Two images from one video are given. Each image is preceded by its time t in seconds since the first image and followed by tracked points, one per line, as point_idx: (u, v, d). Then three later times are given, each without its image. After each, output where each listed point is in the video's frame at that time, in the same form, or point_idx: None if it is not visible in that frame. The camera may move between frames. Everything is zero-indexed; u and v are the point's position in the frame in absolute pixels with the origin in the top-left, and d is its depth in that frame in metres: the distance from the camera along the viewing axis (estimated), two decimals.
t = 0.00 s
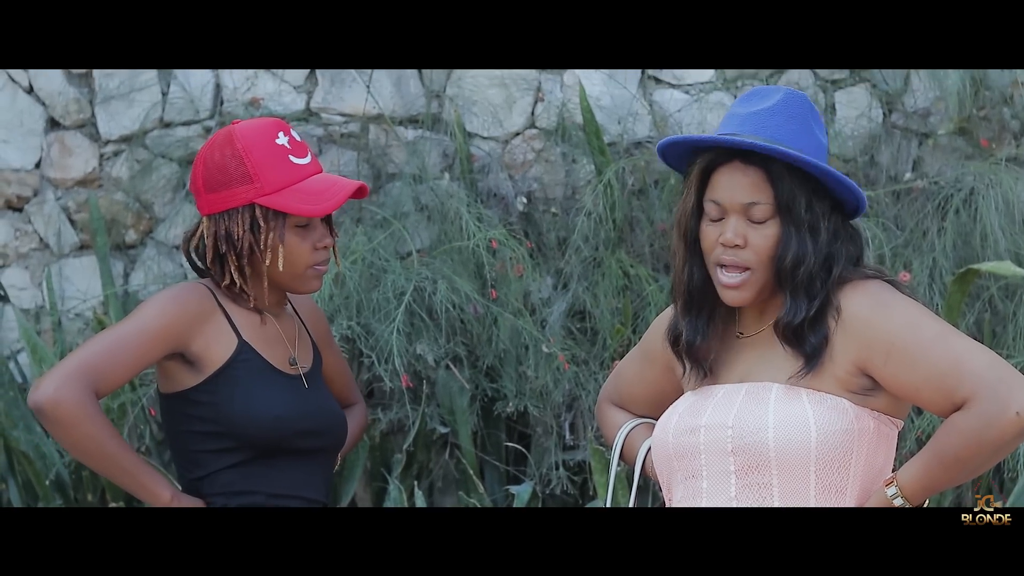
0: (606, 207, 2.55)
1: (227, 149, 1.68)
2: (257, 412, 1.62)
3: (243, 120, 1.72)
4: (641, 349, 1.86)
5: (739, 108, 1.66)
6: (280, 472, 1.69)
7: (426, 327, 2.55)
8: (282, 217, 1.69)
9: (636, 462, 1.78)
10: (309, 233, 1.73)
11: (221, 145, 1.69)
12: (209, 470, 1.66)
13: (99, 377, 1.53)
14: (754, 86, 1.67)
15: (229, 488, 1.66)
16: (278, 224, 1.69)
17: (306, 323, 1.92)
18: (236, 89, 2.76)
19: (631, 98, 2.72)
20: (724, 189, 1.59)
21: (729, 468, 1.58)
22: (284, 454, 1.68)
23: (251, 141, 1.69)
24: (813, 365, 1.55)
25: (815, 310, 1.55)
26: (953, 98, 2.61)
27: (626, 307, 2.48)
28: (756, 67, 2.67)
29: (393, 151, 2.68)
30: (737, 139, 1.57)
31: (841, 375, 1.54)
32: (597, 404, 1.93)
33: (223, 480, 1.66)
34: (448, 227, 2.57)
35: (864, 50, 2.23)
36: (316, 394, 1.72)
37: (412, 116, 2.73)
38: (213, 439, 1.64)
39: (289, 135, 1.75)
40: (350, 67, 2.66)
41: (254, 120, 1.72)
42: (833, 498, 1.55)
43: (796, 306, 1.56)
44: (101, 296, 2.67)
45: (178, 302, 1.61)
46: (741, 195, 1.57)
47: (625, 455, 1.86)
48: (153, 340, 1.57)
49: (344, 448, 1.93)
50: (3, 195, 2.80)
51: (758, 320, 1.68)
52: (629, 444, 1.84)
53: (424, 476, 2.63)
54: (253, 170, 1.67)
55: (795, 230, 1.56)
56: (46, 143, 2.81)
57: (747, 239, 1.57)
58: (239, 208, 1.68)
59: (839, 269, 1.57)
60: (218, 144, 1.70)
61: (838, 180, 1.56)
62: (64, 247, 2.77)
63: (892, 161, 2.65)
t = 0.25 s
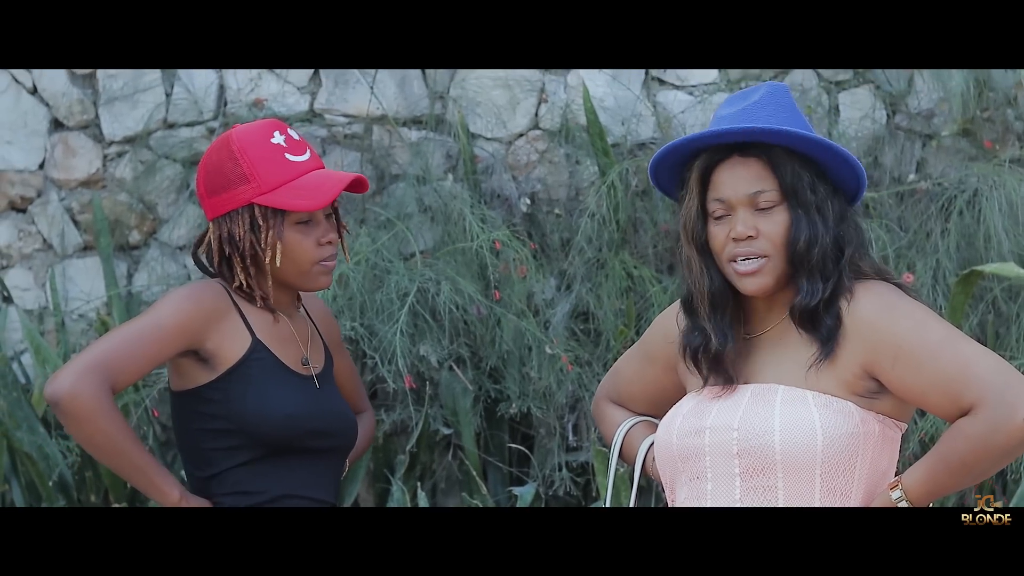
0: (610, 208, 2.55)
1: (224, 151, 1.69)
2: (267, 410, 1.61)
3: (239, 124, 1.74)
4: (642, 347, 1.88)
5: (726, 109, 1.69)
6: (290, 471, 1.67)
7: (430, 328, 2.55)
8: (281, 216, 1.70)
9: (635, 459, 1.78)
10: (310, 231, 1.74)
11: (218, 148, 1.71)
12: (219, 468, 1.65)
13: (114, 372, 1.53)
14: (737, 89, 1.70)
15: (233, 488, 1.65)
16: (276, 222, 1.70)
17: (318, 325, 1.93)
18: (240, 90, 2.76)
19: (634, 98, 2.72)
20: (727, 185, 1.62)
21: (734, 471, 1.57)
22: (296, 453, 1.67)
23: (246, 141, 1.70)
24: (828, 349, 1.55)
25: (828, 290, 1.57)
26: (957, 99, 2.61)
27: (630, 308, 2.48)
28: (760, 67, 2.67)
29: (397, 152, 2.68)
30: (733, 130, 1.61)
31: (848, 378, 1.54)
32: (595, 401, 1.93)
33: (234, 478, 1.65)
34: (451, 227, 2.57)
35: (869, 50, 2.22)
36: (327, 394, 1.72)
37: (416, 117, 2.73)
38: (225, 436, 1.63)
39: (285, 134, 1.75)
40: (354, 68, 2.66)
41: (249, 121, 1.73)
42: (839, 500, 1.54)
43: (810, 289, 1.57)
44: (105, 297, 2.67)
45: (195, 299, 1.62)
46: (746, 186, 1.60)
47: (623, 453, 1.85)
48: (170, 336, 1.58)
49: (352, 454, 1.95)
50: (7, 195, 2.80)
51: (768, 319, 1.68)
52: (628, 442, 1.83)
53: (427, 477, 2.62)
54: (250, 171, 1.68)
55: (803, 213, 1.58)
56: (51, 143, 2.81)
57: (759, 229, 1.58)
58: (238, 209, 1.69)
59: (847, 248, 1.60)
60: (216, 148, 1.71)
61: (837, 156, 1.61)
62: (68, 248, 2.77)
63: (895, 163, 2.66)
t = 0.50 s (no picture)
0: (607, 204, 2.55)
1: (221, 151, 1.71)
2: (276, 408, 1.61)
3: (236, 124, 1.75)
4: (637, 340, 1.87)
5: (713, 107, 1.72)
6: (294, 468, 1.67)
7: (428, 324, 2.55)
8: (280, 208, 1.70)
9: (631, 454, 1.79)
10: (312, 221, 1.73)
11: (216, 149, 1.72)
12: (224, 464, 1.65)
13: (119, 367, 1.54)
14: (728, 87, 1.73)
15: (236, 485, 1.65)
16: (276, 214, 1.70)
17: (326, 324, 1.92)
18: (238, 86, 2.75)
19: (632, 94, 2.72)
20: (703, 180, 1.64)
21: (734, 469, 1.57)
22: (302, 451, 1.67)
23: (242, 138, 1.71)
24: (806, 337, 1.56)
25: (799, 282, 1.56)
26: (955, 96, 2.62)
27: (627, 304, 2.48)
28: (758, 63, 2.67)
29: (395, 148, 2.68)
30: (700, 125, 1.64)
31: (844, 375, 1.54)
32: (591, 393, 1.92)
33: (237, 477, 1.65)
34: (449, 224, 2.57)
35: (866, 46, 2.23)
36: (333, 391, 1.72)
37: (414, 113, 2.73)
38: (231, 433, 1.64)
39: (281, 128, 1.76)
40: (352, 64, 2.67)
41: (245, 120, 1.75)
42: (838, 499, 1.54)
43: (782, 279, 1.57)
44: (102, 293, 2.66)
45: (202, 297, 1.62)
46: (719, 180, 1.62)
47: (620, 446, 1.85)
48: (176, 333, 1.58)
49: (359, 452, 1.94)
50: (5, 191, 2.80)
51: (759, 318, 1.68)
52: (624, 438, 1.83)
53: (424, 473, 2.63)
54: (247, 166, 1.69)
55: (774, 205, 1.58)
56: (49, 139, 2.81)
57: (732, 221, 1.59)
58: (239, 205, 1.70)
59: (821, 240, 1.60)
60: (214, 149, 1.73)
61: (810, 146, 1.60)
62: (66, 244, 2.77)
63: (893, 159, 2.66)
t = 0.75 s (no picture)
0: (603, 201, 2.54)
1: (223, 153, 1.76)
2: (279, 411, 1.66)
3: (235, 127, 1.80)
4: (622, 339, 1.90)
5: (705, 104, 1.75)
6: (297, 470, 1.73)
7: (424, 322, 2.55)
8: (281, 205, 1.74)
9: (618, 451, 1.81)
10: (313, 218, 1.78)
11: (218, 152, 1.78)
12: (227, 467, 1.70)
13: (121, 370, 1.58)
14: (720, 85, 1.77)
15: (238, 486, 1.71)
16: (277, 212, 1.75)
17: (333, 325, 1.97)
18: (233, 84, 2.76)
19: (628, 92, 2.72)
20: (694, 171, 1.66)
21: (722, 469, 1.58)
22: (305, 455, 1.73)
23: (242, 139, 1.76)
24: (801, 329, 1.57)
25: (790, 272, 1.58)
26: (949, 93, 2.62)
27: (623, 302, 2.48)
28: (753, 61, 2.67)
29: (390, 145, 2.68)
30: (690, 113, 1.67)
31: (833, 374, 1.55)
32: (576, 391, 1.95)
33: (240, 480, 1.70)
34: (445, 221, 2.57)
35: (860, 44, 2.23)
36: (338, 395, 1.78)
37: (410, 110, 2.73)
38: (236, 435, 1.69)
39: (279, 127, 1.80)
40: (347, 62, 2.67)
41: (244, 123, 1.79)
42: (827, 497, 1.55)
43: (775, 270, 1.59)
44: (98, 291, 2.67)
45: (204, 300, 1.66)
46: (710, 170, 1.64)
47: (605, 445, 1.87)
48: (177, 335, 1.62)
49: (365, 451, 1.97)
50: None
51: (749, 315, 1.69)
52: (611, 435, 1.85)
53: (420, 471, 2.62)
54: (247, 166, 1.74)
55: (764, 196, 1.60)
56: (43, 137, 2.81)
57: (723, 213, 1.61)
58: (242, 205, 1.74)
59: (814, 234, 1.62)
60: (216, 153, 1.78)
61: (800, 138, 1.63)
62: (61, 242, 2.77)
63: (888, 156, 2.66)
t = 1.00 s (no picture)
0: (599, 206, 2.53)
1: (227, 162, 1.78)
2: (278, 422, 1.68)
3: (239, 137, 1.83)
4: (591, 346, 1.92)
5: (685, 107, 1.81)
6: (296, 482, 1.75)
7: (420, 326, 2.56)
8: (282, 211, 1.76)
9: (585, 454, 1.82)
10: (315, 225, 1.80)
11: (222, 160, 1.80)
12: (225, 477, 1.73)
13: (118, 380, 1.59)
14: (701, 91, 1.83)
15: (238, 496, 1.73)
16: (280, 218, 1.77)
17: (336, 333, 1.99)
18: (229, 88, 2.75)
19: (624, 97, 2.72)
20: (670, 171, 1.72)
21: (691, 471, 1.60)
22: (305, 467, 1.75)
23: (245, 147, 1.78)
24: (770, 329, 1.61)
25: (762, 273, 1.63)
26: (946, 98, 2.62)
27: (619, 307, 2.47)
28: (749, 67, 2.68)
29: (387, 150, 2.69)
30: (669, 113, 1.73)
31: (805, 377, 1.59)
32: (543, 397, 1.96)
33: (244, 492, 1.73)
34: (441, 226, 2.57)
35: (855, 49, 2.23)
36: (339, 406, 1.80)
37: (406, 115, 2.72)
38: (231, 447, 1.71)
39: (282, 136, 1.83)
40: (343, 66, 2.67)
41: (248, 132, 1.82)
42: (794, 500, 1.59)
43: (746, 270, 1.63)
44: (94, 295, 2.67)
45: (201, 313, 1.67)
46: (686, 169, 1.69)
47: (571, 450, 1.88)
48: (174, 348, 1.64)
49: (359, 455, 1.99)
50: None
51: (720, 318, 1.72)
52: (577, 440, 1.86)
53: (416, 475, 2.62)
54: (250, 173, 1.76)
55: (738, 196, 1.65)
56: (40, 141, 2.81)
57: (696, 212, 1.66)
58: (245, 211, 1.76)
59: (786, 237, 1.67)
60: (221, 162, 1.81)
61: (775, 141, 1.69)
62: (57, 246, 2.77)
63: (884, 161, 2.66)
